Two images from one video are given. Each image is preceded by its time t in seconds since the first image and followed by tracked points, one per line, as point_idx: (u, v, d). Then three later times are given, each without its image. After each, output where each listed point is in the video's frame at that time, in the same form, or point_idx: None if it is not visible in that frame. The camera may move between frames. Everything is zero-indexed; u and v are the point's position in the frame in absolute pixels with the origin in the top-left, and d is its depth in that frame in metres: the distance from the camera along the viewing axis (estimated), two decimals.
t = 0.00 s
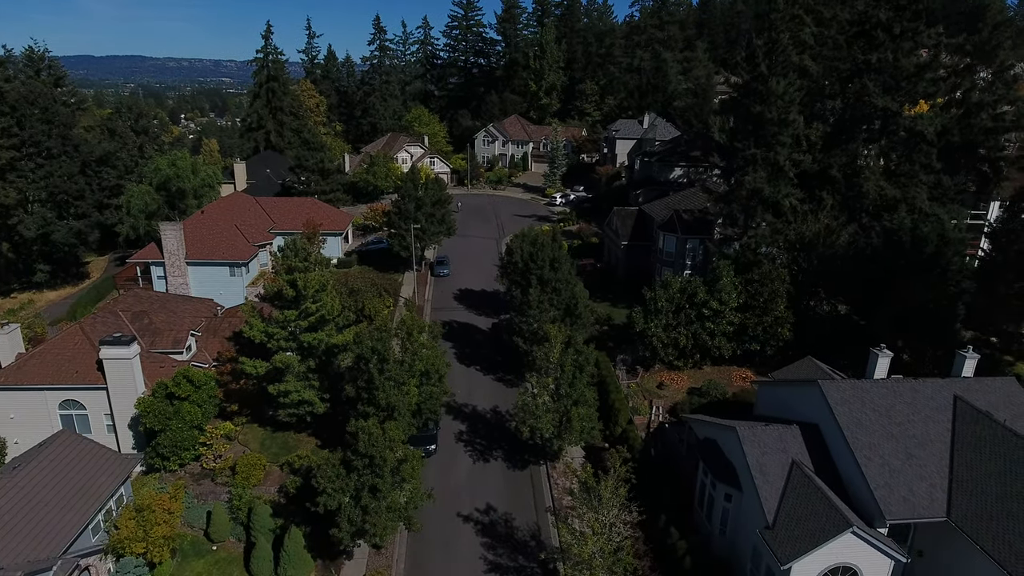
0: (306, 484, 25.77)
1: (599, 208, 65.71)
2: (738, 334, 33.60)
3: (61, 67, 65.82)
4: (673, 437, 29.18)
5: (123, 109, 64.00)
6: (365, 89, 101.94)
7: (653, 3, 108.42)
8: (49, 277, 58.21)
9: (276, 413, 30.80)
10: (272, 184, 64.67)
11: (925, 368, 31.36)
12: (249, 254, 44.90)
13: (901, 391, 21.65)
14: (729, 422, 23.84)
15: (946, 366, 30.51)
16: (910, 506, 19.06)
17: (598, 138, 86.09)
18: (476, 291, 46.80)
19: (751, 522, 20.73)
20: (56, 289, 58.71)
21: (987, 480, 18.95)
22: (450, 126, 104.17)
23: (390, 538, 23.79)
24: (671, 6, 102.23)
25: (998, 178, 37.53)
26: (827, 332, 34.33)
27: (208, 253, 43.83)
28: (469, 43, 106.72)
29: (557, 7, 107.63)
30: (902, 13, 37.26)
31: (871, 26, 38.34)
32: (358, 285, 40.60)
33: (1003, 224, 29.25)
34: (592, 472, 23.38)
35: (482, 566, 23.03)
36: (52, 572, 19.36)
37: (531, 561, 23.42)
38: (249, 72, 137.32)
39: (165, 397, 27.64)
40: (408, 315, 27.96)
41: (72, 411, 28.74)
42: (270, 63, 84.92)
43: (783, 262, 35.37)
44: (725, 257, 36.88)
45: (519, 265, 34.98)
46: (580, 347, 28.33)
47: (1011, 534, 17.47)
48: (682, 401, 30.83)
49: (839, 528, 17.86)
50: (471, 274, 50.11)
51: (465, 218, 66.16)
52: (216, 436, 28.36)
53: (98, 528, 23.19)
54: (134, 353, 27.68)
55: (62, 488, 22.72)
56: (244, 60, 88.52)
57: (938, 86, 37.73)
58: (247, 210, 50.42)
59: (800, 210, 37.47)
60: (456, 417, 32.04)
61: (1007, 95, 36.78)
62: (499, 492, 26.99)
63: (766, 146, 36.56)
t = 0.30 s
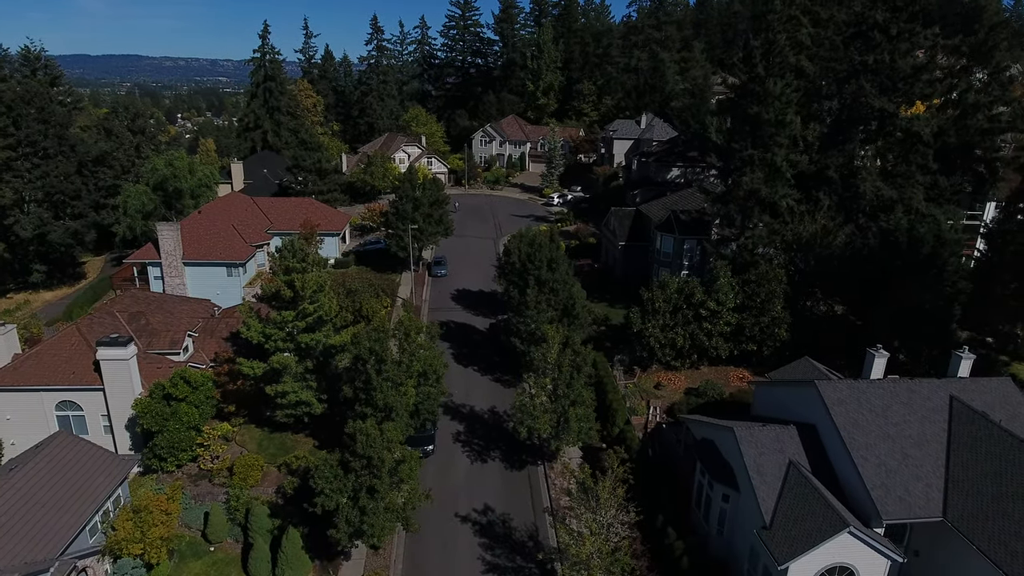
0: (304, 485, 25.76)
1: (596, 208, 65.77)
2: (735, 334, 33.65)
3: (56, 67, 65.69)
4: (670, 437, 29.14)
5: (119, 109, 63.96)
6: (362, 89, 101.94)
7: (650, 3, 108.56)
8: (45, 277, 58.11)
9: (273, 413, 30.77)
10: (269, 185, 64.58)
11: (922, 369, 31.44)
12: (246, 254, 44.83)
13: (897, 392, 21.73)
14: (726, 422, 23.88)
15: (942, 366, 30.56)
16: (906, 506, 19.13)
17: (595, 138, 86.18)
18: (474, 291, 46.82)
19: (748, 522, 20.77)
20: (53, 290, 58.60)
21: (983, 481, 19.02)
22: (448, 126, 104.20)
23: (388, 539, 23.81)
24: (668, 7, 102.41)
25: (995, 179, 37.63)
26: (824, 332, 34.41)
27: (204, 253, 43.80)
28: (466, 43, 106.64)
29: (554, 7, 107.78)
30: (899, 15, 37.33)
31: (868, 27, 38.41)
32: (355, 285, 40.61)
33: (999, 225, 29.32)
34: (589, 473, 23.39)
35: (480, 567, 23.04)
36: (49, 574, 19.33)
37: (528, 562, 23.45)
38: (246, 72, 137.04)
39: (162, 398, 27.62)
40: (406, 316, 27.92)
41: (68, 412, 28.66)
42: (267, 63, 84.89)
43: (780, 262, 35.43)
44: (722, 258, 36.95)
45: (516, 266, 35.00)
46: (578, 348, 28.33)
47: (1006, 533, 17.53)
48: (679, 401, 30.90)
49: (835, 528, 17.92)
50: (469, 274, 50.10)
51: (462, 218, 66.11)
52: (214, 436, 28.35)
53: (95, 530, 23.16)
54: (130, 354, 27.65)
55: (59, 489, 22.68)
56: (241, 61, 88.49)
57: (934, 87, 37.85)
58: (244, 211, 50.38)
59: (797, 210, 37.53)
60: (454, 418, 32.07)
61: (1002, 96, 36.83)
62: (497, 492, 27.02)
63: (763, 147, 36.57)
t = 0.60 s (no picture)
0: (301, 485, 25.75)
1: (593, 208, 65.83)
2: (731, 334, 33.69)
3: (52, 66, 65.46)
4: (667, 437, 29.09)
5: (116, 108, 63.83)
6: (359, 89, 101.95)
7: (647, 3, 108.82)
8: (41, 277, 57.91)
9: (270, 414, 30.72)
10: (265, 184, 64.46)
11: (917, 368, 31.52)
12: (243, 254, 44.77)
13: (893, 391, 21.80)
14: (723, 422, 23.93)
15: (938, 366, 30.62)
16: (902, 506, 19.19)
17: (592, 138, 86.31)
18: (471, 291, 46.83)
19: (744, 522, 20.83)
20: (48, 289, 58.40)
21: (978, 480, 19.09)
22: (444, 126, 104.24)
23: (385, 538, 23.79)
24: (664, 6, 102.69)
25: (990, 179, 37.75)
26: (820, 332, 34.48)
27: (201, 253, 43.72)
28: (463, 42, 106.71)
29: (551, 7, 108.00)
30: (895, 15, 37.40)
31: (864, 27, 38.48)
32: (353, 285, 40.60)
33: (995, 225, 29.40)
34: (586, 473, 23.41)
35: (477, 567, 23.06)
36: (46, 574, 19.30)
37: (526, 562, 23.47)
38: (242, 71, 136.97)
39: (159, 398, 27.61)
40: (403, 316, 27.89)
41: (65, 412, 28.59)
42: (263, 63, 84.79)
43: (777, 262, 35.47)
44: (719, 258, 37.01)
45: (513, 266, 35.02)
46: (575, 347, 28.34)
47: (1001, 532, 17.62)
48: (676, 401, 30.97)
49: (832, 528, 17.99)
50: (466, 274, 50.10)
51: (459, 218, 66.05)
52: (211, 436, 28.32)
53: (92, 530, 23.13)
54: (127, 354, 27.59)
55: (55, 490, 22.64)
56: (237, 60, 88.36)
57: (930, 87, 37.97)
58: (241, 210, 50.31)
59: (794, 210, 36.82)
60: (451, 418, 32.08)
61: (997, 96, 37.51)
62: (495, 492, 27.05)
63: (760, 147, 36.56)
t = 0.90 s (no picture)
0: (297, 485, 25.68)
1: (590, 207, 65.84)
2: (728, 333, 33.71)
3: (48, 65, 65.17)
4: (663, 437, 29.22)
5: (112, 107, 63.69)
6: (356, 88, 101.85)
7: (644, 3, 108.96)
8: (36, 277, 57.68)
9: (266, 413, 30.63)
10: (262, 183, 64.27)
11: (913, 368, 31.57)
12: (239, 253, 44.68)
13: (889, 391, 21.82)
14: (719, 421, 23.93)
15: (934, 365, 30.65)
16: (897, 505, 19.23)
17: (589, 138, 86.33)
18: (468, 290, 46.79)
19: (740, 522, 20.84)
20: (43, 289, 58.19)
21: (974, 479, 19.14)
22: (441, 125, 104.18)
23: (381, 539, 23.77)
24: (661, 6, 102.86)
25: (985, 179, 37.81)
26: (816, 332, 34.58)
27: (197, 252, 43.62)
28: (460, 41, 106.63)
29: (548, 6, 108.07)
30: (891, 16, 37.42)
31: (860, 28, 38.46)
32: (349, 284, 40.56)
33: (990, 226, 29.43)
34: (582, 472, 23.40)
35: (474, 566, 23.04)
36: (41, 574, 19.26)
37: (522, 561, 23.48)
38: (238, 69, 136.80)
39: (155, 397, 27.56)
40: (399, 316, 27.83)
41: (60, 412, 28.52)
42: (260, 61, 84.64)
43: (773, 262, 35.47)
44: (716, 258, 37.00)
45: (510, 265, 34.99)
46: (571, 347, 28.32)
47: (997, 531, 17.68)
48: (672, 400, 30.98)
49: (828, 527, 18.02)
50: (463, 273, 50.05)
51: (456, 217, 65.97)
52: (207, 436, 28.25)
53: (87, 530, 23.03)
54: (122, 354, 27.53)
55: (49, 490, 22.53)
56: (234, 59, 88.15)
57: (926, 88, 38.01)
58: (237, 210, 50.21)
59: (790, 210, 36.73)
60: (447, 417, 32.06)
61: (993, 97, 37.50)
62: (491, 492, 27.01)
63: (756, 147, 36.50)
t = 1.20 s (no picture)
0: (293, 487, 25.52)
1: (588, 207, 65.74)
2: (725, 333, 33.60)
3: (43, 63, 64.72)
4: (660, 437, 29.17)
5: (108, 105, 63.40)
6: (353, 87, 101.66)
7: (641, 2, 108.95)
8: (31, 276, 57.34)
9: (262, 414, 30.44)
10: (258, 182, 63.99)
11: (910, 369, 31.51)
12: (235, 252, 44.51)
13: (887, 392, 21.77)
14: (716, 421, 23.86)
15: (931, 366, 30.57)
16: (895, 506, 19.17)
17: (586, 137, 86.23)
18: (465, 290, 46.66)
19: (739, 522, 20.75)
20: (38, 288, 57.85)
21: (972, 480, 19.10)
22: (439, 124, 103.99)
23: (377, 540, 23.64)
24: (658, 6, 102.85)
25: (982, 179, 37.82)
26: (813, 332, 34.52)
27: (193, 252, 43.41)
28: (458, 41, 106.43)
29: (546, 5, 107.99)
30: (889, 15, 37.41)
31: (858, 27, 38.76)
32: (346, 284, 40.43)
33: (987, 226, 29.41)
34: (580, 473, 23.29)
35: (471, 567, 22.93)
36: None
37: (519, 562, 23.38)
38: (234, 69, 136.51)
39: (150, 398, 27.41)
40: (396, 316, 27.69)
41: (54, 413, 28.31)
42: (256, 60, 84.39)
43: (771, 261, 35.40)
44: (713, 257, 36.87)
45: (508, 265, 34.87)
46: (569, 347, 28.21)
47: (995, 532, 17.65)
48: (669, 401, 30.89)
49: (826, 528, 17.94)
50: (460, 273, 49.92)
51: (453, 217, 65.84)
52: (202, 437, 28.10)
53: (80, 532, 22.88)
54: (117, 354, 27.36)
55: (42, 492, 22.35)
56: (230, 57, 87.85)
57: (924, 87, 37.96)
58: (233, 209, 49.98)
59: (788, 210, 36.68)
60: (444, 418, 31.93)
61: (990, 96, 37.48)
62: (488, 493, 26.90)
63: (754, 146, 36.38)
